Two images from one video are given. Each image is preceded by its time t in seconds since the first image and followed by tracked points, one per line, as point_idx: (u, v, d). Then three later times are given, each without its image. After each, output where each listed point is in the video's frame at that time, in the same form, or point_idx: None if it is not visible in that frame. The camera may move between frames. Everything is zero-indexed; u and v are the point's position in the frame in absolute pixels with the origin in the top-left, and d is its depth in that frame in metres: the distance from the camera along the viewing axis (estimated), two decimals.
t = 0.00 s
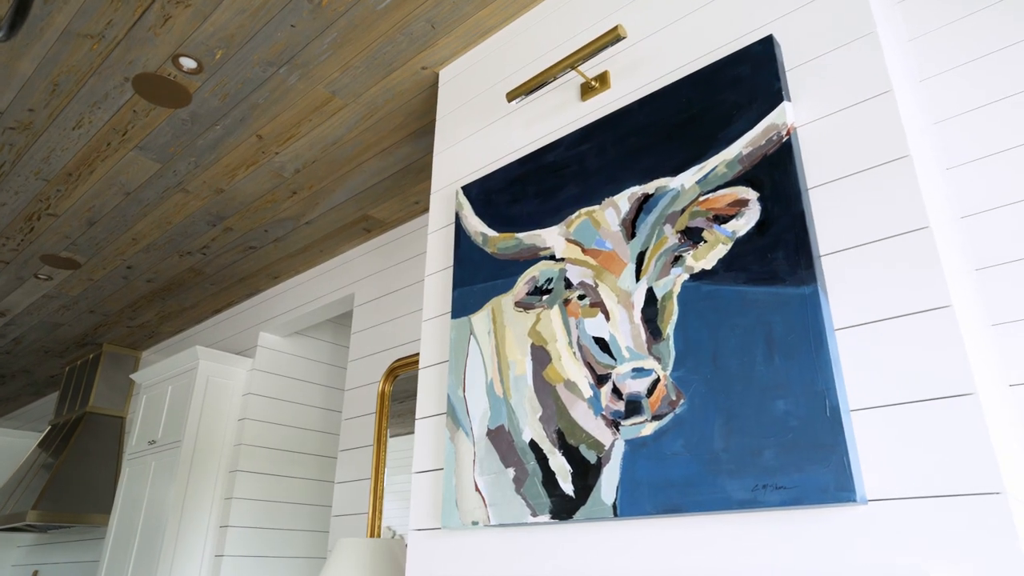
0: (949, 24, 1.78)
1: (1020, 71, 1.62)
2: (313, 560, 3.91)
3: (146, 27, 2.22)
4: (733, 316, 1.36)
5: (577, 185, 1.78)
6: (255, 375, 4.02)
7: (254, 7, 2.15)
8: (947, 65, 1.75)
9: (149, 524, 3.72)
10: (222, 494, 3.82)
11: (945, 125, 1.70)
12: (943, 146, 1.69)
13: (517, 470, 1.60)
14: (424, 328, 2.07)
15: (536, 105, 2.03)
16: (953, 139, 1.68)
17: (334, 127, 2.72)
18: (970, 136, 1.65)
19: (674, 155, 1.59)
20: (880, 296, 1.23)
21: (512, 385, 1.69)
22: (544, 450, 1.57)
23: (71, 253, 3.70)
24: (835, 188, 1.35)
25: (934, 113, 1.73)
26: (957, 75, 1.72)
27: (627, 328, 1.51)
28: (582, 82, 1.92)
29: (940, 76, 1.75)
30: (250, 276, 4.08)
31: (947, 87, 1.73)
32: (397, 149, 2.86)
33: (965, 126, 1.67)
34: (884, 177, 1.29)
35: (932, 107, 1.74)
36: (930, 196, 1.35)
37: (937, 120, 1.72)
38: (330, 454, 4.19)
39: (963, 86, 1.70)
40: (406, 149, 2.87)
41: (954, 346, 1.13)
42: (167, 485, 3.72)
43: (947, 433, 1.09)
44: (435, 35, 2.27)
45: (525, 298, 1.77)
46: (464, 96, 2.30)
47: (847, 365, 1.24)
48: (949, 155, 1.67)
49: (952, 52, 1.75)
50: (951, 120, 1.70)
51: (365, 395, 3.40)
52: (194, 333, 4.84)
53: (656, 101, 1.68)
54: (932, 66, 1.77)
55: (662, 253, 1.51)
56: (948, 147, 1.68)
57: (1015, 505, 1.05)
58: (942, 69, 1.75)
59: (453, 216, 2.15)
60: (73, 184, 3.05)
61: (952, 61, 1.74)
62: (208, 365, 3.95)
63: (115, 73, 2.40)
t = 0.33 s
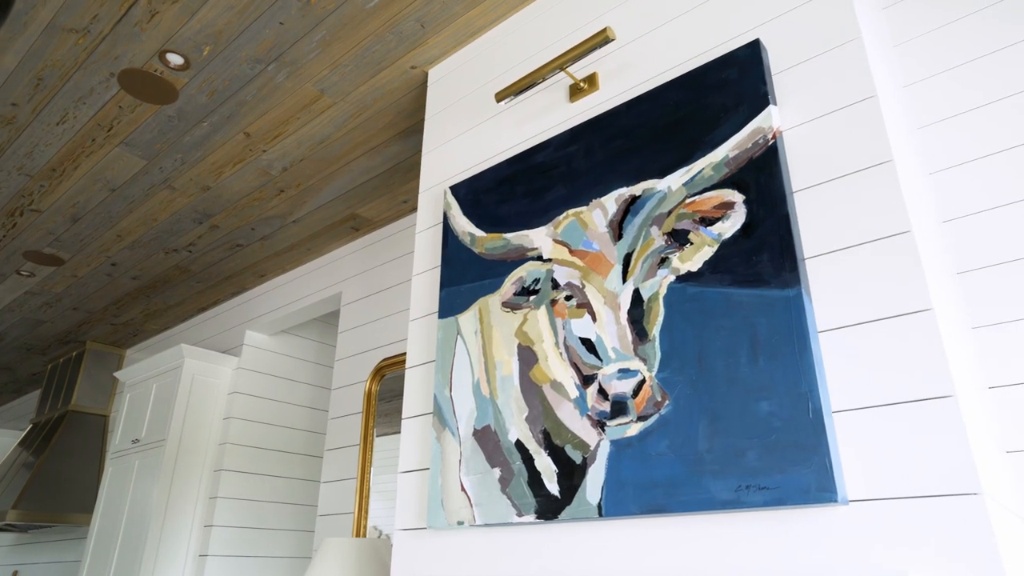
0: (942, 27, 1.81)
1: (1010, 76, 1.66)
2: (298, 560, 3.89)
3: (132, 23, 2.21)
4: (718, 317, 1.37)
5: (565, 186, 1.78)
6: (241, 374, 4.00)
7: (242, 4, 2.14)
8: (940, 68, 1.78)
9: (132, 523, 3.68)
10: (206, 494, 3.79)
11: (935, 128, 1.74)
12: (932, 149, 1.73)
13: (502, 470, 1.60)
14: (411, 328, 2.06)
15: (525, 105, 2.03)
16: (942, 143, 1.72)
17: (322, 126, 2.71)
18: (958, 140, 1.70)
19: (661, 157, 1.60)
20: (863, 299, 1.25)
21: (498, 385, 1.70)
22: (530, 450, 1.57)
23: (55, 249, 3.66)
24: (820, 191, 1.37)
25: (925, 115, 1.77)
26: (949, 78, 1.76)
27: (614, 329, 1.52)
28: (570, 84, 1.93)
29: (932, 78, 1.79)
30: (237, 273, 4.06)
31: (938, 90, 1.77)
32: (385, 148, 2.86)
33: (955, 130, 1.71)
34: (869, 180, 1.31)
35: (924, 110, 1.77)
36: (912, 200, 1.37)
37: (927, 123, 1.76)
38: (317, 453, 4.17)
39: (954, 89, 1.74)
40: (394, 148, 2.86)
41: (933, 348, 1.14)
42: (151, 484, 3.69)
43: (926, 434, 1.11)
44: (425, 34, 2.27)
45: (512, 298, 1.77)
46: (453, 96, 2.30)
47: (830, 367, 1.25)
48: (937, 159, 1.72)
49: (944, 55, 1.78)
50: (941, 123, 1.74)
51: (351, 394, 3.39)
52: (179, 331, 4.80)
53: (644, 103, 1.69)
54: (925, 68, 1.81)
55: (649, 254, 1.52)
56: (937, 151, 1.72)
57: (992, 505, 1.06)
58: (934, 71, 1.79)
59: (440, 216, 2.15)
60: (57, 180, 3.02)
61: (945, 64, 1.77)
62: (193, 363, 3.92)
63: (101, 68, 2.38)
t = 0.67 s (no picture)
0: (931, 31, 1.83)
1: (996, 82, 1.69)
2: (282, 560, 3.87)
3: (116, 17, 2.19)
4: (702, 319, 1.38)
5: (551, 186, 1.78)
6: (225, 372, 3.97)
7: None
8: (927, 72, 1.81)
9: (113, 523, 3.65)
10: (189, 493, 3.76)
11: (921, 132, 1.77)
12: (917, 153, 1.76)
13: (486, 470, 1.60)
14: (396, 327, 2.06)
15: (512, 106, 2.03)
16: (926, 147, 1.75)
17: (308, 123, 2.70)
18: (943, 145, 1.72)
19: (647, 159, 1.61)
20: (845, 302, 1.26)
21: (483, 385, 1.70)
22: (514, 450, 1.57)
23: (36, 245, 3.62)
24: (803, 195, 1.38)
25: (912, 119, 1.79)
26: (937, 82, 1.78)
27: (598, 330, 1.53)
28: (558, 85, 1.93)
29: (920, 82, 1.81)
30: (222, 271, 4.03)
31: (926, 94, 1.79)
32: (372, 146, 2.85)
33: (940, 134, 1.74)
34: (851, 185, 1.32)
35: (911, 113, 1.80)
36: (893, 205, 1.39)
37: (913, 127, 1.79)
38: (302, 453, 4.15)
39: (941, 93, 1.77)
40: (382, 147, 2.85)
41: (912, 351, 1.16)
42: (132, 484, 3.66)
43: (906, 437, 1.12)
44: (413, 33, 2.26)
45: (498, 298, 1.77)
46: (440, 95, 2.30)
47: (811, 369, 1.26)
48: (921, 162, 1.74)
49: (932, 59, 1.81)
50: (927, 127, 1.76)
51: (336, 393, 3.37)
52: (163, 329, 4.76)
53: (630, 106, 1.70)
54: (914, 71, 1.83)
55: (634, 256, 1.53)
56: (922, 155, 1.75)
57: (968, 506, 1.08)
58: (922, 75, 1.81)
59: (427, 215, 2.14)
60: (39, 175, 2.98)
61: (933, 68, 1.80)
62: (177, 361, 3.89)
63: (84, 63, 2.35)
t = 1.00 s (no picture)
0: (925, 33, 1.85)
1: (986, 87, 1.71)
2: (264, 560, 3.85)
3: (99, 10, 2.16)
4: (685, 320, 1.38)
5: (537, 186, 1.78)
6: (208, 370, 3.93)
7: None
8: (920, 73, 1.82)
9: (93, 522, 3.61)
10: (170, 492, 3.73)
11: (910, 134, 1.79)
12: (906, 155, 1.78)
13: (469, 470, 1.60)
14: (381, 326, 2.05)
15: (499, 106, 2.03)
16: (915, 149, 1.77)
17: (294, 121, 2.68)
18: (931, 148, 1.74)
19: (632, 160, 1.61)
20: (826, 304, 1.27)
21: (467, 385, 1.69)
22: (498, 450, 1.57)
23: (16, 240, 3.57)
24: (786, 197, 1.39)
25: (902, 121, 1.81)
26: (929, 84, 1.80)
27: (583, 331, 1.53)
28: (545, 85, 1.93)
29: (912, 84, 1.82)
30: (206, 268, 4.00)
31: (918, 95, 1.81)
32: (359, 144, 2.84)
33: (929, 137, 1.75)
34: (833, 188, 1.33)
35: (901, 115, 1.81)
36: (875, 209, 1.40)
37: (903, 129, 1.80)
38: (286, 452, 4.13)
39: (933, 95, 1.78)
40: (368, 145, 2.84)
41: (892, 354, 1.17)
42: (112, 483, 3.62)
43: (885, 438, 1.13)
44: (400, 31, 2.26)
45: (483, 298, 1.77)
46: (427, 94, 2.29)
47: (793, 370, 1.27)
48: (909, 165, 1.76)
49: (925, 61, 1.82)
50: (917, 129, 1.78)
51: (321, 392, 3.36)
52: (145, 326, 4.71)
53: (617, 107, 1.70)
54: (907, 73, 1.84)
55: (618, 256, 1.53)
56: (911, 157, 1.77)
57: (944, 507, 1.09)
58: (915, 77, 1.83)
59: (413, 214, 2.13)
60: (20, 169, 2.94)
61: (926, 70, 1.81)
62: (159, 359, 3.85)
63: (66, 56, 2.33)
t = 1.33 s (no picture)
0: (918, 35, 1.85)
1: (978, 89, 1.72)
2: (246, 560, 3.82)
3: (81, 3, 2.13)
4: (669, 321, 1.39)
5: (523, 187, 1.79)
6: (191, 368, 3.90)
7: None
8: (914, 75, 1.82)
9: (72, 522, 3.57)
10: (152, 491, 3.69)
11: (902, 135, 1.79)
12: (897, 157, 1.78)
13: (453, 470, 1.60)
14: (366, 325, 2.04)
15: (486, 105, 2.03)
16: (907, 150, 1.77)
17: (280, 118, 2.67)
18: (922, 149, 1.75)
19: (618, 161, 1.62)
20: (808, 306, 1.28)
21: (451, 384, 1.69)
22: (481, 450, 1.57)
23: None
24: (769, 200, 1.40)
25: (894, 122, 1.82)
26: (921, 85, 1.80)
27: (567, 331, 1.53)
28: (531, 85, 1.93)
29: (906, 85, 1.83)
30: (190, 266, 3.97)
31: (911, 97, 1.81)
32: (345, 142, 2.82)
33: (922, 138, 1.76)
34: (815, 192, 1.35)
35: (894, 116, 1.82)
36: (858, 212, 1.41)
37: (895, 129, 1.81)
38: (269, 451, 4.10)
39: (925, 96, 1.79)
40: (355, 143, 2.83)
41: (872, 357, 1.18)
42: (92, 483, 3.57)
43: (865, 440, 1.14)
44: (387, 29, 2.25)
45: (468, 297, 1.77)
46: (414, 92, 2.29)
47: (775, 372, 1.27)
48: (900, 166, 1.77)
49: (919, 63, 1.83)
50: (909, 130, 1.79)
51: (305, 390, 3.34)
52: (128, 323, 4.67)
53: (603, 108, 1.71)
54: (900, 74, 1.85)
55: (603, 257, 1.54)
56: (902, 158, 1.77)
57: (921, 508, 1.11)
58: (908, 78, 1.83)
59: (399, 213, 2.13)
60: None
61: (920, 71, 1.82)
62: (141, 357, 3.81)
63: (47, 49, 2.29)
